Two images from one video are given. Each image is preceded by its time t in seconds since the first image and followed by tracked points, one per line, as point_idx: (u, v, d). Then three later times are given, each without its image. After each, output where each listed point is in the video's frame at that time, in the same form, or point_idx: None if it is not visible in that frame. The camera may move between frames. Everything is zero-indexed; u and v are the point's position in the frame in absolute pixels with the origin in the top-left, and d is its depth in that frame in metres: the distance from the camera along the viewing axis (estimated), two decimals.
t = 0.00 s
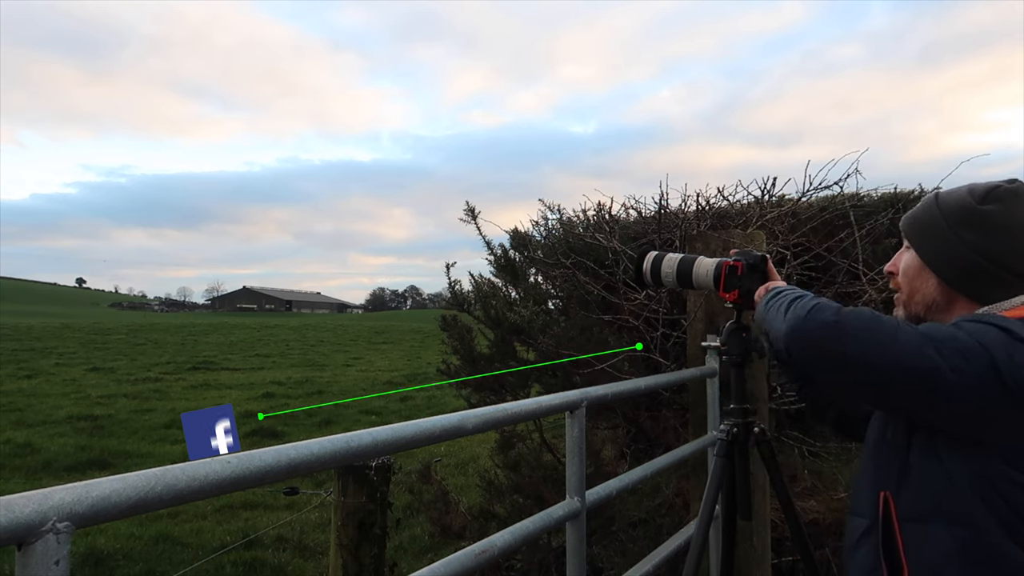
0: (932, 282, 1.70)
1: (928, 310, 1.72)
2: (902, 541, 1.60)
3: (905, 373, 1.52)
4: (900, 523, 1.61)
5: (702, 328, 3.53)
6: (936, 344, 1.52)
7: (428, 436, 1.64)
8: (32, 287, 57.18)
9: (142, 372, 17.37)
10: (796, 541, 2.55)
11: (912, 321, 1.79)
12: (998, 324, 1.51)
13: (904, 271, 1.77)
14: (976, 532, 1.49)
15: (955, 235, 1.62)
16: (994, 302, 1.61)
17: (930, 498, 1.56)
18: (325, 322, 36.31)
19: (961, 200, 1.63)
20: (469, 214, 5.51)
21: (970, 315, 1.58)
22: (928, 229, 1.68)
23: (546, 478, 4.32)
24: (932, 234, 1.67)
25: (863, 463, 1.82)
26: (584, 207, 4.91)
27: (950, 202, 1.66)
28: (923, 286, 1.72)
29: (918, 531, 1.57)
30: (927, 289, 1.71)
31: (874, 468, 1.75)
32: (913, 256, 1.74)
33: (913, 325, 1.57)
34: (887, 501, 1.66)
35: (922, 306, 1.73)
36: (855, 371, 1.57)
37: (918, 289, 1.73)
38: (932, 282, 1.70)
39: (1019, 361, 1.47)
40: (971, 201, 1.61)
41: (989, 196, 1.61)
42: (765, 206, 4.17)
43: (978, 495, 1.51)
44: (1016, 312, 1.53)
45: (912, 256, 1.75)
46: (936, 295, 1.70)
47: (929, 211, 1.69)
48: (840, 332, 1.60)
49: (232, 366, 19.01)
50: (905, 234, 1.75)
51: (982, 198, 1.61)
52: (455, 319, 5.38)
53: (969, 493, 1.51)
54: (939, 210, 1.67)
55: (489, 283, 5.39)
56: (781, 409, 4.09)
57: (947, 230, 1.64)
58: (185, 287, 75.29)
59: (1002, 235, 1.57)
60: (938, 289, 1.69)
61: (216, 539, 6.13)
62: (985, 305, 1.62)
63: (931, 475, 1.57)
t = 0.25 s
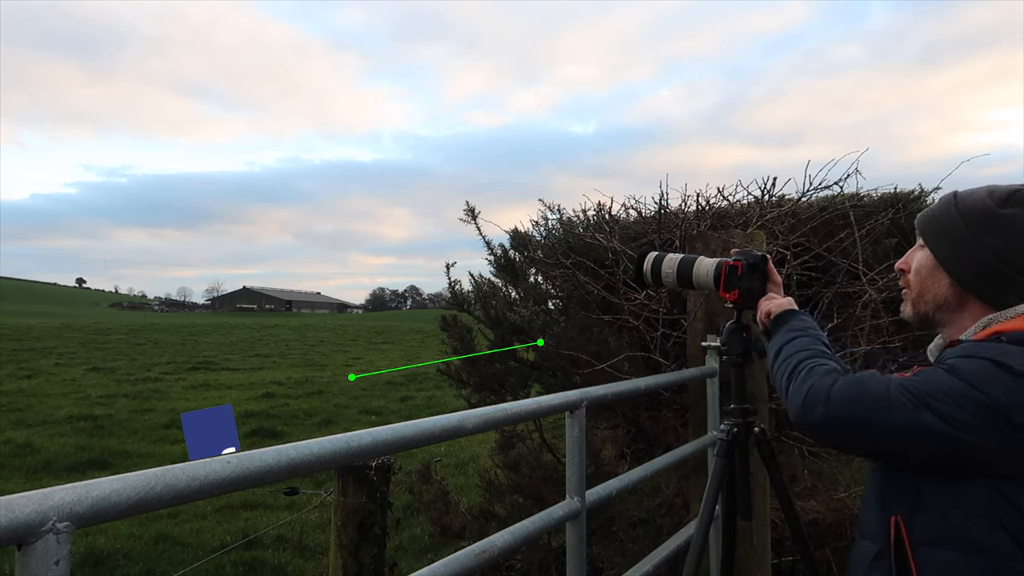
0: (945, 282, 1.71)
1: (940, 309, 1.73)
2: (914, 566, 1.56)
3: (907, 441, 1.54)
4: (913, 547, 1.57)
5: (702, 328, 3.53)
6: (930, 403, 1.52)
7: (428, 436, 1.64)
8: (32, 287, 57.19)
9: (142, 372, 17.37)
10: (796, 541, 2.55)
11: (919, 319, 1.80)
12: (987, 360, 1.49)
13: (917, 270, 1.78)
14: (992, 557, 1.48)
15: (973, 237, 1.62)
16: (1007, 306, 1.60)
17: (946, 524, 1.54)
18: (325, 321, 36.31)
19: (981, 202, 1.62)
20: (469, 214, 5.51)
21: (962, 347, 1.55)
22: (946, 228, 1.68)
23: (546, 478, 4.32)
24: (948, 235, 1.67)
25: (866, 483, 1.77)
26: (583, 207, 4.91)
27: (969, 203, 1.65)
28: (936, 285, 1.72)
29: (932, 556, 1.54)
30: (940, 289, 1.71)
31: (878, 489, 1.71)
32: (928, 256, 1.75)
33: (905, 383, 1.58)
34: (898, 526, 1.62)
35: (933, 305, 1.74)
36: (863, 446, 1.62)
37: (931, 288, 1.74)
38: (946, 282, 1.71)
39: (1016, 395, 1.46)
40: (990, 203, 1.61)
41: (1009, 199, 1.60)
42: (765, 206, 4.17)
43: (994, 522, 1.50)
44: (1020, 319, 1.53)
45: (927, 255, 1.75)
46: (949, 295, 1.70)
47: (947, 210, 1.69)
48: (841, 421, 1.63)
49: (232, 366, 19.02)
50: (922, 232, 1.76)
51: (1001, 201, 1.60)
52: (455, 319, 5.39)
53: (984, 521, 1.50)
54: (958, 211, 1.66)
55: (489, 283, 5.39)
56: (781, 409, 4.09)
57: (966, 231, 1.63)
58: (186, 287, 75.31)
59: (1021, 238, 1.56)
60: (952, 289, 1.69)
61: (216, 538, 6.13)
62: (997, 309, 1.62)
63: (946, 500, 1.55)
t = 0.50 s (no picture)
0: (948, 283, 1.70)
1: (944, 309, 1.73)
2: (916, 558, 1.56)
3: (916, 417, 1.54)
4: (914, 539, 1.57)
5: (702, 328, 3.53)
6: (942, 382, 1.53)
7: (428, 435, 1.64)
8: (32, 287, 57.20)
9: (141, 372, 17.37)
10: (796, 541, 2.55)
11: (921, 320, 1.80)
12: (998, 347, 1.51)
13: (919, 270, 1.77)
14: (991, 550, 1.48)
15: (975, 237, 1.62)
16: (1008, 307, 1.60)
17: (948, 515, 1.54)
18: (325, 322, 36.31)
19: (983, 202, 1.62)
20: (469, 214, 5.51)
21: (973, 335, 1.57)
22: (948, 229, 1.68)
23: (546, 478, 4.32)
24: (950, 235, 1.67)
25: (870, 472, 1.77)
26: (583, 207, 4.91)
27: (971, 203, 1.65)
28: (939, 286, 1.72)
29: (933, 548, 1.54)
30: (944, 290, 1.71)
31: (881, 478, 1.71)
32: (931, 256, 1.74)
33: (917, 361, 1.58)
34: (899, 517, 1.62)
35: (936, 305, 1.74)
36: (870, 421, 1.61)
37: (934, 289, 1.74)
38: (949, 283, 1.70)
39: None
40: (993, 203, 1.61)
41: (1011, 199, 1.60)
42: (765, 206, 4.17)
43: (994, 515, 1.49)
44: (1021, 321, 1.53)
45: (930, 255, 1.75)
46: (952, 296, 1.70)
47: (949, 210, 1.68)
48: (850, 390, 1.63)
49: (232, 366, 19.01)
50: (924, 231, 1.76)
51: (1003, 201, 1.60)
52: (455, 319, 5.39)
53: (985, 512, 1.50)
54: (960, 211, 1.66)
55: (489, 283, 5.39)
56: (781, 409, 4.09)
57: (968, 232, 1.63)
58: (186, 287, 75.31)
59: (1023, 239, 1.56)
60: (955, 290, 1.69)
61: (216, 539, 6.13)
62: (998, 310, 1.62)
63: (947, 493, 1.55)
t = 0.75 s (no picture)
0: (948, 284, 1.70)
1: (943, 311, 1.73)
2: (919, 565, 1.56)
3: (910, 444, 1.55)
4: (916, 546, 1.57)
5: (702, 328, 3.53)
6: (932, 408, 1.53)
7: (428, 436, 1.64)
8: (32, 287, 57.18)
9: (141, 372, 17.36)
10: (796, 541, 2.55)
11: (920, 321, 1.79)
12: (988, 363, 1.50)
13: (918, 271, 1.77)
14: (993, 555, 1.48)
15: (975, 239, 1.62)
16: (1007, 309, 1.61)
17: (949, 522, 1.54)
18: (325, 322, 36.32)
19: (982, 203, 1.62)
20: (469, 214, 5.51)
21: (965, 350, 1.55)
22: (947, 229, 1.67)
23: (546, 478, 4.32)
24: (949, 236, 1.67)
25: (870, 479, 1.77)
26: (583, 207, 4.90)
27: (969, 204, 1.65)
28: (939, 288, 1.72)
29: (934, 555, 1.54)
30: (943, 291, 1.71)
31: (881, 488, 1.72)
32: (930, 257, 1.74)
33: (907, 388, 1.58)
34: (902, 524, 1.63)
35: (936, 307, 1.74)
36: (867, 450, 1.63)
37: (934, 290, 1.73)
38: (948, 285, 1.70)
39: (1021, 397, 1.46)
40: (992, 205, 1.60)
41: (1009, 201, 1.60)
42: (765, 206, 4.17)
43: (995, 521, 1.50)
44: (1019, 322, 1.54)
45: (928, 256, 1.75)
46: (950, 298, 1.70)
47: (947, 211, 1.68)
48: (844, 429, 1.64)
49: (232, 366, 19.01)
50: (923, 232, 1.76)
51: (1002, 202, 1.60)
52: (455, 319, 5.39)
53: (985, 519, 1.50)
54: (958, 212, 1.66)
55: (489, 283, 5.39)
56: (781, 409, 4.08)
57: (968, 232, 1.63)
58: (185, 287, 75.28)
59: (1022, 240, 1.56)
60: (955, 292, 1.69)
61: (216, 538, 6.13)
62: (997, 311, 1.62)
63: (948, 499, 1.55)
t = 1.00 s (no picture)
0: (947, 286, 1.70)
1: (943, 312, 1.72)
2: (920, 562, 1.56)
3: (912, 435, 1.54)
4: (917, 543, 1.57)
5: (702, 328, 3.53)
6: (936, 399, 1.53)
7: (428, 436, 1.64)
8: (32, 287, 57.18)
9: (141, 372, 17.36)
10: (796, 541, 2.55)
11: (920, 322, 1.79)
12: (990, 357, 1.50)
13: (916, 273, 1.77)
14: (993, 552, 1.48)
15: (971, 240, 1.62)
16: (1005, 308, 1.61)
17: (950, 519, 1.54)
18: (325, 321, 36.32)
19: (977, 204, 1.62)
20: (469, 214, 5.50)
21: (967, 346, 1.56)
22: (943, 231, 1.67)
23: (546, 478, 4.32)
24: (945, 237, 1.67)
25: (870, 477, 1.77)
26: (583, 207, 4.90)
27: (964, 204, 1.65)
28: (938, 289, 1.72)
29: (935, 552, 1.54)
30: (942, 292, 1.71)
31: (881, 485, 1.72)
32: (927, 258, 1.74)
33: (911, 379, 1.57)
34: (902, 521, 1.62)
35: (935, 308, 1.74)
36: (868, 439, 1.61)
37: (932, 292, 1.73)
38: (946, 286, 1.70)
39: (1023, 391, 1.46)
40: (986, 205, 1.60)
41: (1004, 201, 1.60)
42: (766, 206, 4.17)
43: (995, 517, 1.50)
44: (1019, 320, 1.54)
45: (926, 257, 1.75)
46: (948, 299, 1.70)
47: (942, 212, 1.68)
48: (846, 415, 1.62)
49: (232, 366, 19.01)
50: (919, 233, 1.75)
51: (996, 203, 1.60)
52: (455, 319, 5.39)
53: (986, 516, 1.50)
54: (953, 213, 1.66)
55: (489, 283, 5.39)
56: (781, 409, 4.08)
57: (964, 234, 1.63)
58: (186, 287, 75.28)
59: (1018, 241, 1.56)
60: (953, 293, 1.69)
61: (216, 538, 6.13)
62: (996, 311, 1.62)
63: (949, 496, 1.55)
